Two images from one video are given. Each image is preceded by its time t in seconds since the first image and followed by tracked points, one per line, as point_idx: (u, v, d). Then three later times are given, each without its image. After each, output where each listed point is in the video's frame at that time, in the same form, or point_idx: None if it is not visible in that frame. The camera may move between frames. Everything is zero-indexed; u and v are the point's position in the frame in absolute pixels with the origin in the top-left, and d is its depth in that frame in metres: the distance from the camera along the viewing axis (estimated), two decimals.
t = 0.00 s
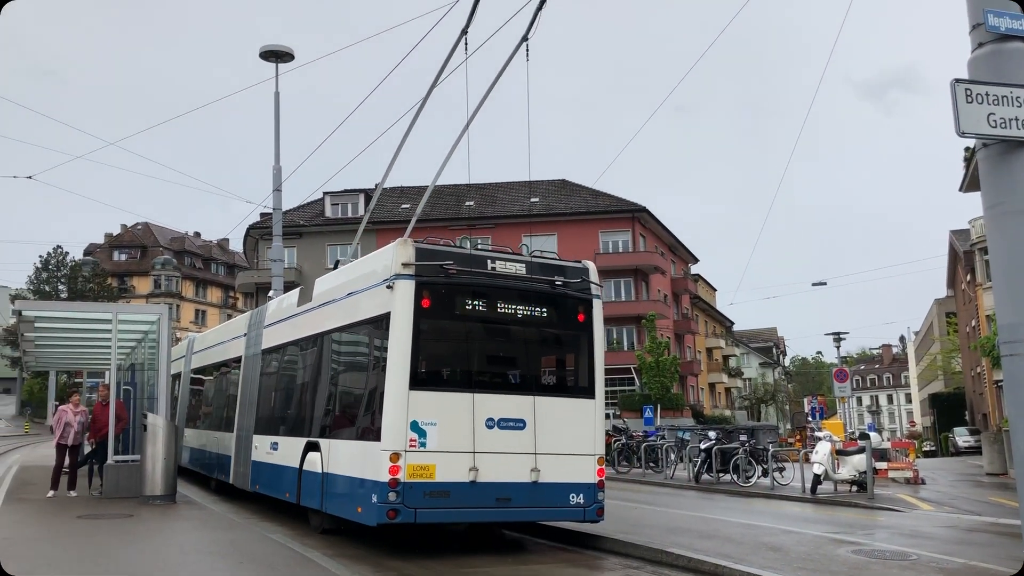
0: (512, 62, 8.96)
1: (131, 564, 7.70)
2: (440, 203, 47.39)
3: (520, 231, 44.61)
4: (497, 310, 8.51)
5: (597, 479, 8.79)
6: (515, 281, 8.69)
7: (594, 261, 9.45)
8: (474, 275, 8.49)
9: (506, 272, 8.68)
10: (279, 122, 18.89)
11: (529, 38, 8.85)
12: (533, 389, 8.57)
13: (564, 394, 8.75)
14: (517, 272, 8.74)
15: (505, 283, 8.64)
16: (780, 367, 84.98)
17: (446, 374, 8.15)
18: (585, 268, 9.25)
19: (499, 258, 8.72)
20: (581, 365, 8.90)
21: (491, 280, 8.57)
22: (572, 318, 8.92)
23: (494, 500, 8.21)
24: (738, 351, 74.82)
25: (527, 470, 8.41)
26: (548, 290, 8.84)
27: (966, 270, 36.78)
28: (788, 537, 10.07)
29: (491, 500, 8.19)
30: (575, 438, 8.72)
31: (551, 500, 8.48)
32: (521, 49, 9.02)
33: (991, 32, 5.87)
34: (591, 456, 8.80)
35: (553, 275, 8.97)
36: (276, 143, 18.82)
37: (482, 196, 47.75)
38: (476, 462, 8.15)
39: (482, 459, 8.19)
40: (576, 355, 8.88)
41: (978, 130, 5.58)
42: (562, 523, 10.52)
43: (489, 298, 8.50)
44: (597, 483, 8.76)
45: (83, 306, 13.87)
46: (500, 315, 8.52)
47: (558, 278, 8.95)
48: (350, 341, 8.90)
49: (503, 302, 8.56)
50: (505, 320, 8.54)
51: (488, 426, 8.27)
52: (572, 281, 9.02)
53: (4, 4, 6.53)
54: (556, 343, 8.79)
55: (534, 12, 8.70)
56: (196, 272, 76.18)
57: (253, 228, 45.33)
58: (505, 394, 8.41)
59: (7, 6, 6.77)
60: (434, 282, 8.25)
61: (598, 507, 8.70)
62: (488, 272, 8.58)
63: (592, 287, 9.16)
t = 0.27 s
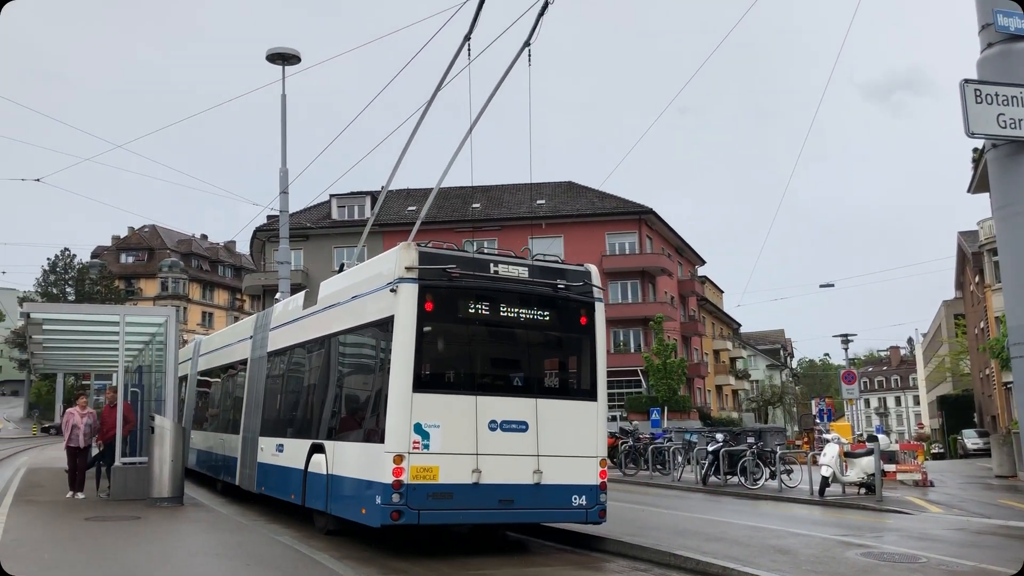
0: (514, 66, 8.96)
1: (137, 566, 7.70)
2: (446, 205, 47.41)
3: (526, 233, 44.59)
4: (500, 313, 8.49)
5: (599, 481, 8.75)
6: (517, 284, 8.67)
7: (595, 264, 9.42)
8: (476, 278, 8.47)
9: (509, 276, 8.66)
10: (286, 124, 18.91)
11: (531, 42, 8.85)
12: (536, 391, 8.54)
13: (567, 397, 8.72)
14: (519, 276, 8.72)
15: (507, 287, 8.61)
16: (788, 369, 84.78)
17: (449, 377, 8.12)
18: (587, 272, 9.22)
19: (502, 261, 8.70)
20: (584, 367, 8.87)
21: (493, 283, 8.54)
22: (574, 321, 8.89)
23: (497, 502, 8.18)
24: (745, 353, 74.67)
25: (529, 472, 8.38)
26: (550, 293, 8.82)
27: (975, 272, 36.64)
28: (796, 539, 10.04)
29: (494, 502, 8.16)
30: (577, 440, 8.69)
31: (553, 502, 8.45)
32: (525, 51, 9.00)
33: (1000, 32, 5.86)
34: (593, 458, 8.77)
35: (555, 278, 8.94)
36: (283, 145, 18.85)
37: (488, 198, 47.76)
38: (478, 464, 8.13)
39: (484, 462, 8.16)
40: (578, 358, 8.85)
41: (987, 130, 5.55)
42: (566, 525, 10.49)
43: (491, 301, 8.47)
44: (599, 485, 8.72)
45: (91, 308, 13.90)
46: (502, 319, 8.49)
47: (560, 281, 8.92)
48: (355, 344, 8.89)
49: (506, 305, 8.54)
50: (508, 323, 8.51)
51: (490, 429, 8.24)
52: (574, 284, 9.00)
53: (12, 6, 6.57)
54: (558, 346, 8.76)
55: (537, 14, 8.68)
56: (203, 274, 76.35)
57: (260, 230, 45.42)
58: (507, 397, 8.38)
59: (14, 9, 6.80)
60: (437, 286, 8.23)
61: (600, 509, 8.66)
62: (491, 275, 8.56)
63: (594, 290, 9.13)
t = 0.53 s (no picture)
0: (520, 67, 8.98)
1: (148, 565, 7.74)
2: (453, 204, 47.45)
3: (533, 233, 44.58)
4: (506, 313, 8.50)
5: (606, 480, 8.76)
6: (523, 284, 8.68)
7: (602, 264, 9.44)
8: (483, 278, 8.49)
9: (515, 276, 8.68)
10: (292, 125, 18.96)
11: (537, 43, 8.87)
12: (542, 390, 8.56)
13: (573, 397, 8.73)
14: (526, 276, 8.74)
15: (514, 287, 8.63)
16: (795, 368, 84.61)
17: (455, 376, 8.14)
18: (593, 271, 9.23)
19: (508, 262, 8.72)
20: (590, 367, 8.88)
21: (499, 283, 8.56)
22: (580, 320, 8.90)
23: (504, 502, 8.20)
24: (752, 352, 74.56)
25: (536, 471, 8.39)
26: (556, 293, 8.83)
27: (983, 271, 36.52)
28: (805, 538, 10.02)
29: (501, 501, 8.18)
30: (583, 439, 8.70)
31: (560, 501, 8.46)
32: (531, 52, 9.02)
33: (1009, 30, 5.86)
34: (600, 457, 8.78)
35: (561, 278, 8.96)
36: (290, 146, 18.91)
37: (495, 197, 47.78)
38: (485, 464, 8.15)
39: (491, 461, 8.18)
40: (584, 357, 8.86)
41: (996, 128, 5.56)
42: (573, 524, 10.50)
43: (498, 301, 8.49)
44: (605, 483, 8.74)
45: (100, 309, 13.98)
46: (509, 319, 8.51)
47: (566, 281, 8.94)
48: (363, 344, 8.93)
49: (512, 306, 8.56)
50: (514, 323, 8.53)
51: (497, 428, 8.26)
52: (580, 284, 9.01)
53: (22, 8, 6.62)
54: (564, 345, 8.77)
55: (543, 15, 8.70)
56: (211, 275, 76.58)
57: (267, 231, 45.57)
58: (514, 397, 8.40)
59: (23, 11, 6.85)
60: (443, 286, 8.26)
61: (606, 508, 8.68)
62: (497, 276, 8.58)
63: (600, 289, 9.14)
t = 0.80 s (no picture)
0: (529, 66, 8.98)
1: (160, 565, 7.77)
2: (462, 204, 47.46)
3: (542, 232, 44.54)
4: (516, 313, 8.50)
5: (616, 480, 8.74)
6: (533, 284, 8.67)
7: (611, 264, 9.43)
8: (493, 278, 8.49)
9: (525, 276, 8.66)
10: (301, 126, 18.99)
11: (545, 41, 8.86)
12: (552, 390, 8.55)
13: (583, 397, 8.72)
14: (536, 276, 8.73)
15: (523, 287, 8.62)
16: (806, 366, 84.35)
17: (465, 376, 8.14)
18: (603, 271, 9.21)
19: (518, 262, 8.71)
20: (600, 366, 8.87)
21: (510, 283, 8.55)
22: (590, 320, 8.89)
23: (515, 502, 8.19)
24: (763, 350, 74.39)
25: (547, 471, 8.38)
26: (566, 293, 8.82)
27: (994, 269, 36.33)
28: (817, 538, 9.97)
29: (512, 501, 8.18)
30: (593, 439, 8.69)
31: (570, 501, 8.45)
32: (539, 50, 9.01)
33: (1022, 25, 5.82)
34: (610, 458, 8.75)
35: (571, 278, 8.95)
36: (299, 146, 18.94)
37: (504, 197, 47.77)
38: (495, 464, 8.14)
39: (502, 461, 8.18)
40: (594, 357, 8.85)
41: (1008, 125, 5.55)
42: (584, 524, 10.48)
43: (507, 301, 8.49)
44: (616, 484, 8.72)
45: (111, 309, 14.06)
46: (519, 319, 8.50)
47: (576, 281, 8.93)
48: (373, 344, 8.93)
49: (522, 305, 8.55)
50: (524, 323, 8.52)
51: (507, 428, 8.26)
52: (589, 284, 9.00)
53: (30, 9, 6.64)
54: (574, 345, 8.76)
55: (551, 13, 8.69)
56: (221, 275, 76.84)
57: (277, 231, 45.69)
58: (524, 397, 8.39)
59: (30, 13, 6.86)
60: (453, 286, 8.25)
61: (617, 509, 8.66)
62: (507, 276, 8.57)
63: (610, 289, 9.12)
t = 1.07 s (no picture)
0: (538, 68, 8.99)
1: (171, 567, 7.80)
2: (472, 207, 47.49)
3: (552, 234, 44.54)
4: (527, 315, 8.48)
5: (627, 483, 8.71)
6: (543, 286, 8.66)
7: (622, 266, 9.41)
8: (503, 280, 8.48)
9: (535, 278, 8.65)
10: (312, 129, 19.05)
11: (555, 43, 8.86)
12: (563, 393, 8.52)
13: (594, 399, 8.69)
14: (546, 278, 8.72)
15: (534, 288, 8.60)
16: (817, 369, 83.97)
17: (476, 378, 8.13)
18: (613, 273, 9.20)
19: (528, 264, 8.70)
20: (610, 368, 8.84)
21: (520, 285, 8.54)
22: (600, 322, 8.86)
23: (525, 504, 8.18)
24: (773, 353, 74.13)
25: (557, 474, 8.36)
26: (577, 295, 8.80)
27: (1008, 272, 36.18)
28: (829, 541, 9.93)
29: (522, 503, 8.16)
30: (604, 440, 8.66)
31: (580, 504, 8.42)
32: (549, 51, 9.02)
33: None
34: (621, 460, 8.72)
35: (581, 280, 8.93)
36: (310, 149, 18.99)
37: (513, 199, 47.78)
38: (506, 466, 8.13)
39: (513, 463, 8.16)
40: (604, 359, 8.82)
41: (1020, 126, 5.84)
42: (595, 527, 10.46)
43: (518, 303, 8.47)
44: (627, 486, 8.69)
45: (123, 312, 14.13)
46: (530, 320, 8.48)
47: (586, 283, 8.91)
48: (384, 345, 8.93)
49: (532, 307, 8.54)
50: (534, 325, 8.50)
51: (518, 430, 8.24)
52: (600, 286, 8.98)
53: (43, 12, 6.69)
54: (585, 347, 8.74)
55: (561, 13, 8.71)
56: (231, 278, 77.08)
57: (287, 234, 45.83)
58: (535, 399, 8.37)
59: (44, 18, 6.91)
60: (464, 288, 8.24)
61: (628, 511, 8.63)
62: (517, 277, 8.56)
63: (620, 291, 9.10)
